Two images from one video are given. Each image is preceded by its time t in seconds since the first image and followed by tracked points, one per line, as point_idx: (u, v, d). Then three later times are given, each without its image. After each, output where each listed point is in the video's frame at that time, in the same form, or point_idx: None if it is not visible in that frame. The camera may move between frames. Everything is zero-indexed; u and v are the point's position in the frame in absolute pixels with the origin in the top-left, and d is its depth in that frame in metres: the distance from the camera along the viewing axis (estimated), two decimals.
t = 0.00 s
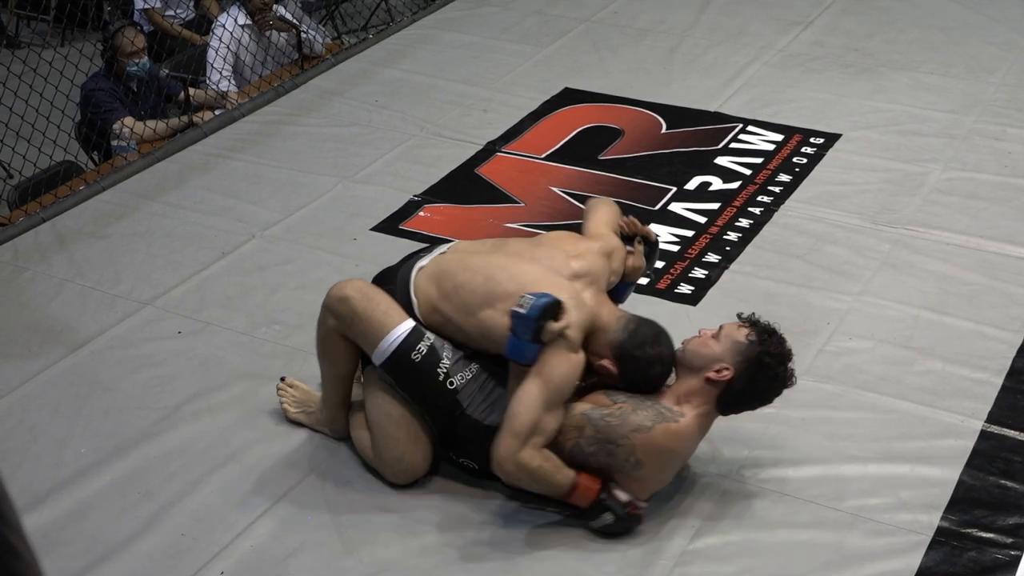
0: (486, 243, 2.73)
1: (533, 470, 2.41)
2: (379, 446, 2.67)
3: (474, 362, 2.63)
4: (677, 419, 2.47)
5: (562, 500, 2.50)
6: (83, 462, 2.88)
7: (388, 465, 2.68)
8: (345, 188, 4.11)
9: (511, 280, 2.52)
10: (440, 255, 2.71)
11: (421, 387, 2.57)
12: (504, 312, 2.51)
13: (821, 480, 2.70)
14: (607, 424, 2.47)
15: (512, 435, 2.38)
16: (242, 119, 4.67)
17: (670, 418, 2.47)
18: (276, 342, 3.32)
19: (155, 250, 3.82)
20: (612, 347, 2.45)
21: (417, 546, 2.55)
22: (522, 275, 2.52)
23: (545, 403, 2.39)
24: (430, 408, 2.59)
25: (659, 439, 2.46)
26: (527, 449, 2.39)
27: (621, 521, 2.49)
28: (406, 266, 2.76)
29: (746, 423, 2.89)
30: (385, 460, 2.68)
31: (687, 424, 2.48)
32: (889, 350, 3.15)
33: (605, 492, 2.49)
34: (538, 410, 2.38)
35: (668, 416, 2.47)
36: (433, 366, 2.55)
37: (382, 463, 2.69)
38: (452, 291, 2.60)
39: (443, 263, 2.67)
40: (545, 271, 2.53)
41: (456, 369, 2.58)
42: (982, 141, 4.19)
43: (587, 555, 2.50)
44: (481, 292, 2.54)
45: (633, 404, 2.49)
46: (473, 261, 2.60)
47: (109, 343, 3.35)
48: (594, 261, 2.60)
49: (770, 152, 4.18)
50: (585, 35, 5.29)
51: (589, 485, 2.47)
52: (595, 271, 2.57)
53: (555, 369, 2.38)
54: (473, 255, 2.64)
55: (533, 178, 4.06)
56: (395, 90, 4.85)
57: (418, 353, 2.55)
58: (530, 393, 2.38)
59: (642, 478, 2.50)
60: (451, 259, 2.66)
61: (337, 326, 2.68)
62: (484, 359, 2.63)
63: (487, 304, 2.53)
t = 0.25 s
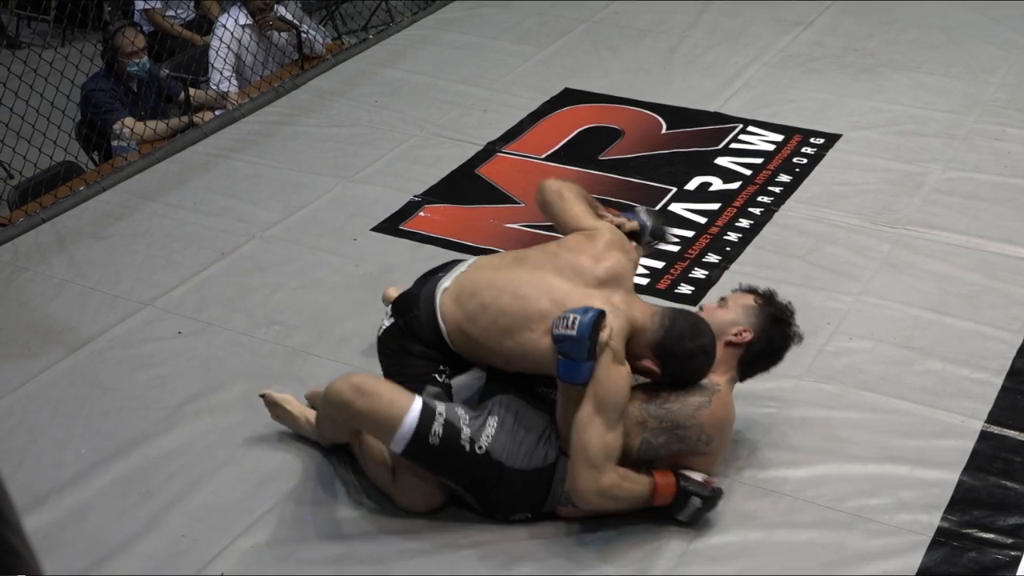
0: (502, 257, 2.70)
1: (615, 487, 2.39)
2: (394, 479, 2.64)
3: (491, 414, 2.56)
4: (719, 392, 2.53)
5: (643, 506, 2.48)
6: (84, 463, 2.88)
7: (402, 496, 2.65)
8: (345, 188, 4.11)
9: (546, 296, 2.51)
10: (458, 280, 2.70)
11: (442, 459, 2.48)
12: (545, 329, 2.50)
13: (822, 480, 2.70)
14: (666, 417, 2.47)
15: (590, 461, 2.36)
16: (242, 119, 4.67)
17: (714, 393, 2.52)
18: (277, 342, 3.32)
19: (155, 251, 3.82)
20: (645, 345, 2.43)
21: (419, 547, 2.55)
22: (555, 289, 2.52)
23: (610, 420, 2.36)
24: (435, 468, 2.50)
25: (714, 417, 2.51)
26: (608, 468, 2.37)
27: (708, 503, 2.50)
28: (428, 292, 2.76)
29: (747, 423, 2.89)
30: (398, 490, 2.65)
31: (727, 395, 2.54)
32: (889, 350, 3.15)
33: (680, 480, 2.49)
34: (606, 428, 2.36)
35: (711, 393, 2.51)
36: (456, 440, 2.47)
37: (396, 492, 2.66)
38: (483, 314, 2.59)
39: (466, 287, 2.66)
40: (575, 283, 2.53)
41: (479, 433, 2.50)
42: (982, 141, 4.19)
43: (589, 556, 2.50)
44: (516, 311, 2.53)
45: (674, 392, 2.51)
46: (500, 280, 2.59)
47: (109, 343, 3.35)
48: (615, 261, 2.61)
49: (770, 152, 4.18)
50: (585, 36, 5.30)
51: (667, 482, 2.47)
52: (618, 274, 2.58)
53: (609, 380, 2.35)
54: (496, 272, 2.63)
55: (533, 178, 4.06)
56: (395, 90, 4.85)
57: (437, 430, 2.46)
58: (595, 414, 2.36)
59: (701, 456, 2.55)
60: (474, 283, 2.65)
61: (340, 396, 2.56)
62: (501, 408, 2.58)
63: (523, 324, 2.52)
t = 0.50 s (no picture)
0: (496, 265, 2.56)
1: (623, 499, 2.43)
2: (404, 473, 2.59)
3: (499, 391, 2.57)
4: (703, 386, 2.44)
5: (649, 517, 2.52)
6: (85, 463, 2.88)
7: (409, 495, 2.61)
8: (345, 189, 4.11)
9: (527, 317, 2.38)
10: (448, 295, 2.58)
11: (464, 409, 2.45)
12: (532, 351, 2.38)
13: (822, 480, 2.70)
14: (660, 425, 2.43)
15: (596, 481, 2.38)
16: (242, 119, 4.66)
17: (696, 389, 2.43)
18: (277, 343, 3.32)
19: (155, 251, 3.82)
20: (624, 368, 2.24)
21: (419, 547, 2.55)
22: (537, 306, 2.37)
23: (607, 439, 2.33)
24: (455, 425, 2.47)
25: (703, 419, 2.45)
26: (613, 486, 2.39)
27: (713, 512, 2.52)
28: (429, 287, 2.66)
29: (747, 423, 2.89)
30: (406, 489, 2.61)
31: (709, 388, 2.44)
32: (890, 350, 3.15)
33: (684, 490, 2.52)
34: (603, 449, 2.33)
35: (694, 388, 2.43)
36: (482, 394, 2.46)
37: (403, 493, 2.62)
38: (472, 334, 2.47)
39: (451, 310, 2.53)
40: (554, 300, 2.37)
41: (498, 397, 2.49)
42: (982, 142, 4.19)
43: (589, 558, 2.50)
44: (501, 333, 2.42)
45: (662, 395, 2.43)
46: (484, 296, 2.46)
47: (110, 343, 3.35)
48: (602, 262, 2.39)
49: (770, 153, 4.18)
50: (585, 36, 5.30)
51: (672, 495, 2.50)
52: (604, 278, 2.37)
53: (599, 404, 2.28)
54: (482, 285, 2.49)
55: (534, 179, 4.06)
56: (395, 90, 4.85)
57: (471, 374, 2.46)
58: (592, 436, 2.32)
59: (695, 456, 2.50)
60: (461, 299, 2.52)
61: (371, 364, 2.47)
62: (505, 386, 2.58)
63: (508, 347, 2.42)
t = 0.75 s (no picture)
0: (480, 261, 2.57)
1: (614, 495, 2.36)
2: (403, 468, 2.62)
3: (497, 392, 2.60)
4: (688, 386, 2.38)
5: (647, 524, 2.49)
6: (86, 463, 2.89)
7: (409, 490, 2.63)
8: (346, 190, 4.11)
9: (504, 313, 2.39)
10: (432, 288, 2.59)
11: (462, 401, 2.50)
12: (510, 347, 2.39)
13: (822, 481, 2.70)
14: (642, 422, 2.38)
15: (579, 471, 2.31)
16: (243, 120, 4.66)
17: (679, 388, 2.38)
18: (277, 344, 3.32)
19: (156, 251, 3.82)
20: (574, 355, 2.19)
21: (418, 547, 2.55)
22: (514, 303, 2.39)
23: (584, 431, 2.29)
24: (450, 418, 2.51)
25: (682, 416, 2.39)
26: (597, 480, 2.33)
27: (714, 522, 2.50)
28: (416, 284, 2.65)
29: (748, 424, 2.89)
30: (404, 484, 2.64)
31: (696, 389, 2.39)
32: (890, 351, 3.15)
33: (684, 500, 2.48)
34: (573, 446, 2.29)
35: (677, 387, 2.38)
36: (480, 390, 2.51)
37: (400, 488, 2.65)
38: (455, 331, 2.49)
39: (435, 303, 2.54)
40: (521, 296, 2.39)
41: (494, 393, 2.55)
42: (982, 143, 4.19)
43: (589, 559, 2.50)
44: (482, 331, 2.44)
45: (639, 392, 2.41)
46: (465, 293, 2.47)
47: (110, 344, 3.36)
48: (578, 261, 2.40)
49: (771, 154, 4.18)
50: (585, 37, 5.30)
51: (671, 504, 2.47)
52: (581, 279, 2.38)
53: (559, 396, 2.27)
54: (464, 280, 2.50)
55: (534, 179, 4.06)
56: (396, 91, 4.85)
57: (470, 367, 2.50)
58: (564, 428, 2.28)
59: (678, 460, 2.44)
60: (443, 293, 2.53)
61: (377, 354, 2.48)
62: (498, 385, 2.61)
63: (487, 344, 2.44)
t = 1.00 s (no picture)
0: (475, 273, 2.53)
1: (620, 503, 2.34)
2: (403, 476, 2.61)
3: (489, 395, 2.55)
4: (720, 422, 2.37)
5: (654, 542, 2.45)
6: (85, 464, 2.89)
7: (414, 493, 2.63)
8: (346, 190, 4.11)
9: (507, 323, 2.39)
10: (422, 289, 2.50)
11: (448, 414, 2.46)
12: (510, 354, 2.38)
13: (823, 482, 2.70)
14: (659, 447, 2.36)
15: (586, 472, 2.31)
16: (243, 120, 4.66)
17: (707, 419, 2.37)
18: (277, 344, 3.32)
19: (156, 252, 3.82)
20: (600, 347, 2.23)
21: (417, 549, 2.55)
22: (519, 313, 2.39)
23: (596, 433, 2.30)
24: (441, 429, 2.48)
25: (704, 452, 2.36)
26: (608, 482, 2.32)
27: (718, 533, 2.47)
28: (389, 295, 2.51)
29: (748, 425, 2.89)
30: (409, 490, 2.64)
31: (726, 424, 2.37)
32: (891, 352, 3.16)
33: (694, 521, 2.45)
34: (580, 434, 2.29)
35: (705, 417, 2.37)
36: (463, 399, 2.47)
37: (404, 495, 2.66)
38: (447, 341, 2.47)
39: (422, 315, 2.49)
40: (537, 305, 2.40)
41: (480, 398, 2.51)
42: (982, 143, 4.19)
43: (589, 560, 2.50)
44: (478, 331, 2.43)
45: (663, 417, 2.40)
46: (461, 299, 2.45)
47: (111, 344, 3.36)
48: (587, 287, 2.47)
49: (771, 154, 4.18)
50: (585, 38, 5.30)
51: (679, 522, 2.43)
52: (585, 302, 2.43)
53: (580, 395, 2.27)
54: (458, 289, 2.47)
55: (534, 180, 4.06)
56: (396, 92, 4.85)
57: (448, 386, 2.45)
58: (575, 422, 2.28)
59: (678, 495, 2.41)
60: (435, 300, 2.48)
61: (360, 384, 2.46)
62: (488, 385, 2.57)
63: (482, 349, 2.42)
